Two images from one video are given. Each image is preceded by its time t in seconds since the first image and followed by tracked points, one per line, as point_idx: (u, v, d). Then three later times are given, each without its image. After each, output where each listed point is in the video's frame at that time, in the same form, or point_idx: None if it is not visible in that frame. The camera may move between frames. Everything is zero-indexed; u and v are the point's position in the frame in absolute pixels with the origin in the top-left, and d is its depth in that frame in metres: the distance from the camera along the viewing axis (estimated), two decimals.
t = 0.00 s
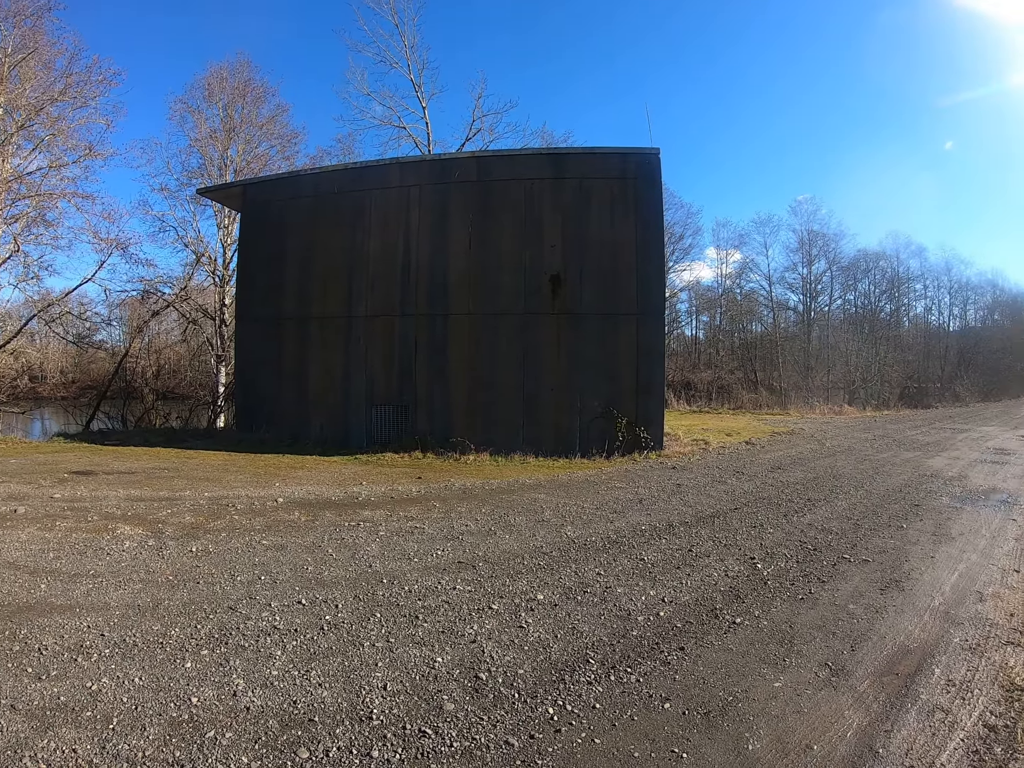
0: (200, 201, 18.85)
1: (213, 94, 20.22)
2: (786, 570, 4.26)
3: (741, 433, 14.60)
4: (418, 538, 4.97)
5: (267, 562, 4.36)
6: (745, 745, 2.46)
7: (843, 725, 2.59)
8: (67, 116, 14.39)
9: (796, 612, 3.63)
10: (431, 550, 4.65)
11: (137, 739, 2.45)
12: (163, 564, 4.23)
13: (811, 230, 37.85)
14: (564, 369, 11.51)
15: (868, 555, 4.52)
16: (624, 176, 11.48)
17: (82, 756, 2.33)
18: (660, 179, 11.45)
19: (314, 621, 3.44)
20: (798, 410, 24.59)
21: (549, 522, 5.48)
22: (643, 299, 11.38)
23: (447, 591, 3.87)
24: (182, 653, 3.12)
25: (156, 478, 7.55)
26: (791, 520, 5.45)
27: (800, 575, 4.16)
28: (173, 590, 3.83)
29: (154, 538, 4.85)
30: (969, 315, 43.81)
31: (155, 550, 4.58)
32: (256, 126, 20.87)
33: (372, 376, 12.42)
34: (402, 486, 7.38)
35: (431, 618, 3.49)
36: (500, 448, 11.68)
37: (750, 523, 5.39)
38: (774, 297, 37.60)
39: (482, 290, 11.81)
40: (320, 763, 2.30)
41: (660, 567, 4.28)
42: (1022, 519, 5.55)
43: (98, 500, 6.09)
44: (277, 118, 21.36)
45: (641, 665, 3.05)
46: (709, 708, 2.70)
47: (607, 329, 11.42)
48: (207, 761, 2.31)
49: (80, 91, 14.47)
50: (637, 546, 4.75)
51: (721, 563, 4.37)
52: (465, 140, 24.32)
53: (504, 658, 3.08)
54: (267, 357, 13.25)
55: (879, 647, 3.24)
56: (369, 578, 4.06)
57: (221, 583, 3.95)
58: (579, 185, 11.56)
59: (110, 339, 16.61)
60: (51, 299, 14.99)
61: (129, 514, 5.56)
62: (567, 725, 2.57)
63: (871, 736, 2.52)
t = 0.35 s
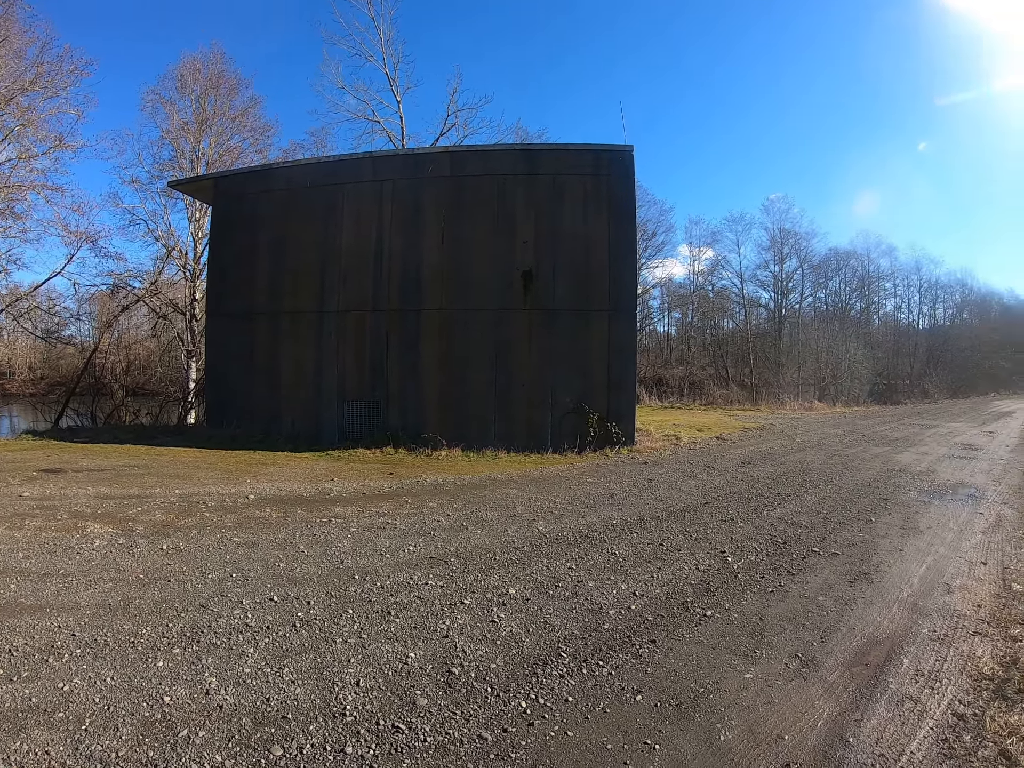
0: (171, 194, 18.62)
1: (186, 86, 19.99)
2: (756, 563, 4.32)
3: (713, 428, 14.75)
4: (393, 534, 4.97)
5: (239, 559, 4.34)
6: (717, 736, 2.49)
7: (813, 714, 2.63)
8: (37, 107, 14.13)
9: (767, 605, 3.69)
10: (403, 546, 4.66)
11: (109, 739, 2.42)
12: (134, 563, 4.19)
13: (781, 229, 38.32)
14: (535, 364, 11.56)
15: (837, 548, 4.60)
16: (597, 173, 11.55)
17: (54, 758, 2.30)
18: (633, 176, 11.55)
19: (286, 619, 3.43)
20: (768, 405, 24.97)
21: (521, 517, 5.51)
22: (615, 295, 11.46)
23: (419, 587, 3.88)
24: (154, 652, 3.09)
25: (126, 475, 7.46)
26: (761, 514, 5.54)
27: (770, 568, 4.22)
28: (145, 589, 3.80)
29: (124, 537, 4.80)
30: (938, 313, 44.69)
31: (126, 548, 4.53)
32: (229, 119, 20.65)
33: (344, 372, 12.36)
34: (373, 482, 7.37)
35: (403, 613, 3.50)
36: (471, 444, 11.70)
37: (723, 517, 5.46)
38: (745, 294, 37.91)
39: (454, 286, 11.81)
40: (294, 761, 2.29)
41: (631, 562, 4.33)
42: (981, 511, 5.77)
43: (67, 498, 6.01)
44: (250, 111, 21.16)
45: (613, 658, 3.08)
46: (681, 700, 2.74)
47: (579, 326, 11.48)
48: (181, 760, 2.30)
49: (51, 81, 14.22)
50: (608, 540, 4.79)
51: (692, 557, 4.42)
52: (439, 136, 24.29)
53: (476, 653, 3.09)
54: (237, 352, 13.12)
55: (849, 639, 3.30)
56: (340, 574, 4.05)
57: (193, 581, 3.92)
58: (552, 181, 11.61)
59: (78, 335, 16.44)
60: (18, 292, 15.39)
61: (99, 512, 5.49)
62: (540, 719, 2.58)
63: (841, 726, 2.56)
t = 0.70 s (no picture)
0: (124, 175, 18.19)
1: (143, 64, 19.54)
2: (710, 550, 4.44)
3: (666, 417, 15.03)
4: (354, 522, 4.98)
5: (190, 549, 4.30)
6: (671, 718, 2.54)
7: (766, 697, 2.70)
8: None
9: (720, 591, 3.78)
10: (356, 534, 4.68)
11: (62, 734, 2.36)
12: (85, 554, 4.12)
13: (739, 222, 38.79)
14: (490, 353, 11.63)
15: (788, 535, 4.76)
16: (555, 161, 11.63)
17: (6, 755, 2.23)
18: (591, 166, 11.68)
19: (239, 608, 3.42)
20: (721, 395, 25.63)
21: (476, 504, 5.54)
22: (570, 284, 11.60)
23: (373, 574, 3.91)
24: (106, 644, 3.05)
25: (76, 465, 7.29)
26: (714, 502, 5.70)
27: (724, 555, 4.34)
28: (97, 581, 3.74)
29: (73, 528, 4.70)
30: (890, 309, 46.18)
31: (77, 539, 4.45)
32: (185, 98, 20.24)
33: (298, 359, 12.25)
34: (327, 469, 7.37)
35: (357, 601, 3.52)
36: (426, 432, 11.72)
37: (679, 505, 5.59)
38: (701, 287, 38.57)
39: (411, 272, 11.79)
40: (250, 750, 2.27)
41: (586, 548, 4.42)
42: (928, 501, 6.23)
43: (13, 489, 5.87)
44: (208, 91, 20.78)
45: (568, 644, 3.13)
46: (634, 684, 2.79)
47: (535, 315, 11.59)
48: (137, 753, 2.26)
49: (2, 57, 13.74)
50: (562, 527, 4.89)
51: (646, 544, 4.53)
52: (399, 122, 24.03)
53: (431, 640, 3.12)
54: (191, 338, 12.93)
55: (800, 623, 3.40)
56: (294, 563, 4.06)
57: (145, 572, 3.87)
58: (510, 169, 11.65)
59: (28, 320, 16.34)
60: None
61: (46, 503, 5.37)
62: (496, 704, 2.61)
63: (793, 708, 2.63)
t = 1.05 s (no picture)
0: (70, 154, 17.60)
1: (92, 37, 18.97)
2: (656, 534, 4.61)
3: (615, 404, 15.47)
4: (309, 511, 4.99)
5: (134, 537, 4.27)
6: (617, 700, 2.58)
7: (713, 678, 2.75)
8: None
9: (666, 574, 3.90)
10: (302, 520, 4.74)
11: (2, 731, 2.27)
12: (25, 545, 4.03)
13: (689, 216, 39.66)
14: (440, 338, 11.82)
15: (732, 520, 4.98)
16: (507, 149, 11.91)
17: None
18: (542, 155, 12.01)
19: (184, 597, 3.41)
20: (669, 382, 26.77)
21: (423, 490, 5.71)
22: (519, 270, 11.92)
23: (318, 560, 3.96)
24: (47, 637, 2.97)
25: (18, 454, 7.11)
26: (660, 488, 5.92)
27: (671, 539, 4.50)
28: (38, 572, 3.66)
29: (13, 518, 4.58)
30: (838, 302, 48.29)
31: (16, 530, 4.36)
32: (136, 74, 19.73)
33: (246, 344, 12.11)
34: (273, 455, 7.45)
35: (303, 589, 3.54)
36: (374, 417, 11.80)
37: (621, 489, 5.88)
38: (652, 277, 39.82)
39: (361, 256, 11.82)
40: (195, 742, 2.23)
41: (532, 533, 4.58)
42: (873, 487, 6.58)
43: None
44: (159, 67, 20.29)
45: (514, 628, 3.19)
46: (581, 668, 2.83)
47: (484, 301, 11.85)
48: (81, 748, 2.18)
49: None
50: (507, 512, 5.07)
51: (592, 529, 4.70)
52: (354, 104, 23.72)
53: (377, 627, 3.14)
54: (135, 322, 12.64)
55: (746, 605, 3.50)
56: (238, 550, 4.07)
57: (86, 562, 3.81)
58: (462, 154, 11.83)
59: None
60: None
61: None
62: (442, 690, 2.62)
63: (740, 689, 2.67)
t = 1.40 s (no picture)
0: (10, 137, 16.75)
1: (36, 15, 18.03)
2: (599, 525, 4.70)
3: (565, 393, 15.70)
4: (255, 507, 4.91)
5: (64, 535, 4.13)
6: (554, 700, 2.56)
7: (654, 674, 2.76)
8: None
9: (609, 566, 3.95)
10: (238, 514, 4.69)
11: None
12: None
13: (643, 205, 40.03)
14: (387, 326, 11.74)
15: (679, 508, 5.14)
16: (456, 135, 11.85)
17: None
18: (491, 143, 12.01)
19: (112, 598, 3.30)
20: (620, 370, 27.52)
21: (364, 482, 5.78)
22: (467, 258, 11.92)
23: (252, 557, 3.90)
24: None
25: None
26: (604, 477, 6.09)
27: (615, 530, 4.60)
28: None
29: None
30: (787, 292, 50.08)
31: None
32: (83, 55, 18.95)
33: (187, 332, 11.80)
34: (215, 449, 7.35)
35: (233, 587, 3.48)
36: (320, 407, 11.66)
37: (565, 479, 6.04)
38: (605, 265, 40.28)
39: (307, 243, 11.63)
40: (117, 751, 2.16)
41: (473, 525, 4.63)
42: (821, 474, 6.79)
43: None
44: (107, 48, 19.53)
45: (448, 624, 3.17)
46: (517, 665, 2.81)
47: (431, 289, 11.81)
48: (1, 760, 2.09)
49: None
50: (448, 503, 5.15)
51: (535, 520, 4.78)
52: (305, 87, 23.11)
53: (308, 625, 3.10)
54: (75, 311, 12.22)
55: (692, 597, 3.54)
56: (171, 548, 3.98)
57: (12, 563, 3.66)
58: (411, 140, 11.73)
59: None
60: None
61: None
62: (372, 690, 2.58)
63: (681, 685, 2.68)
